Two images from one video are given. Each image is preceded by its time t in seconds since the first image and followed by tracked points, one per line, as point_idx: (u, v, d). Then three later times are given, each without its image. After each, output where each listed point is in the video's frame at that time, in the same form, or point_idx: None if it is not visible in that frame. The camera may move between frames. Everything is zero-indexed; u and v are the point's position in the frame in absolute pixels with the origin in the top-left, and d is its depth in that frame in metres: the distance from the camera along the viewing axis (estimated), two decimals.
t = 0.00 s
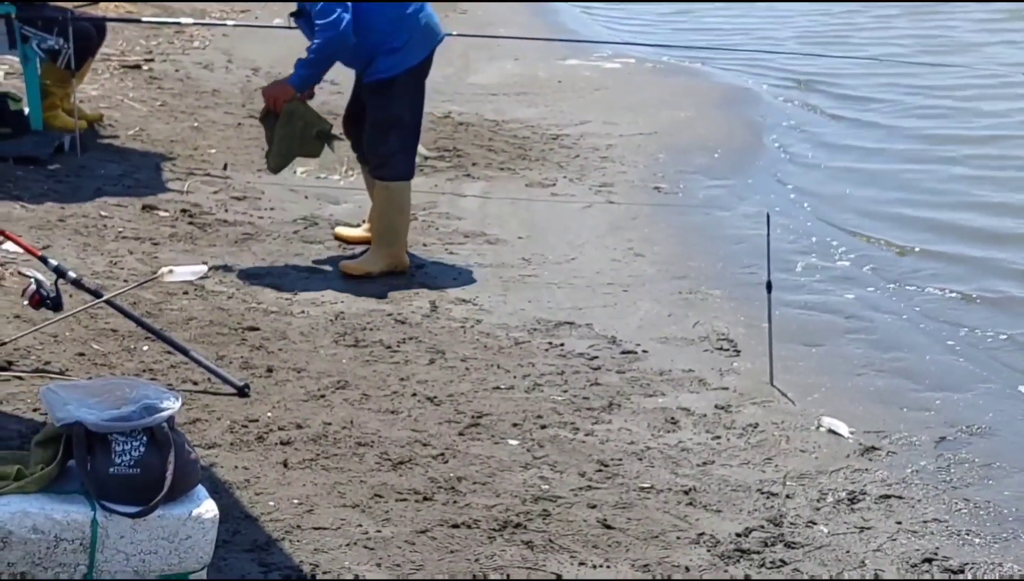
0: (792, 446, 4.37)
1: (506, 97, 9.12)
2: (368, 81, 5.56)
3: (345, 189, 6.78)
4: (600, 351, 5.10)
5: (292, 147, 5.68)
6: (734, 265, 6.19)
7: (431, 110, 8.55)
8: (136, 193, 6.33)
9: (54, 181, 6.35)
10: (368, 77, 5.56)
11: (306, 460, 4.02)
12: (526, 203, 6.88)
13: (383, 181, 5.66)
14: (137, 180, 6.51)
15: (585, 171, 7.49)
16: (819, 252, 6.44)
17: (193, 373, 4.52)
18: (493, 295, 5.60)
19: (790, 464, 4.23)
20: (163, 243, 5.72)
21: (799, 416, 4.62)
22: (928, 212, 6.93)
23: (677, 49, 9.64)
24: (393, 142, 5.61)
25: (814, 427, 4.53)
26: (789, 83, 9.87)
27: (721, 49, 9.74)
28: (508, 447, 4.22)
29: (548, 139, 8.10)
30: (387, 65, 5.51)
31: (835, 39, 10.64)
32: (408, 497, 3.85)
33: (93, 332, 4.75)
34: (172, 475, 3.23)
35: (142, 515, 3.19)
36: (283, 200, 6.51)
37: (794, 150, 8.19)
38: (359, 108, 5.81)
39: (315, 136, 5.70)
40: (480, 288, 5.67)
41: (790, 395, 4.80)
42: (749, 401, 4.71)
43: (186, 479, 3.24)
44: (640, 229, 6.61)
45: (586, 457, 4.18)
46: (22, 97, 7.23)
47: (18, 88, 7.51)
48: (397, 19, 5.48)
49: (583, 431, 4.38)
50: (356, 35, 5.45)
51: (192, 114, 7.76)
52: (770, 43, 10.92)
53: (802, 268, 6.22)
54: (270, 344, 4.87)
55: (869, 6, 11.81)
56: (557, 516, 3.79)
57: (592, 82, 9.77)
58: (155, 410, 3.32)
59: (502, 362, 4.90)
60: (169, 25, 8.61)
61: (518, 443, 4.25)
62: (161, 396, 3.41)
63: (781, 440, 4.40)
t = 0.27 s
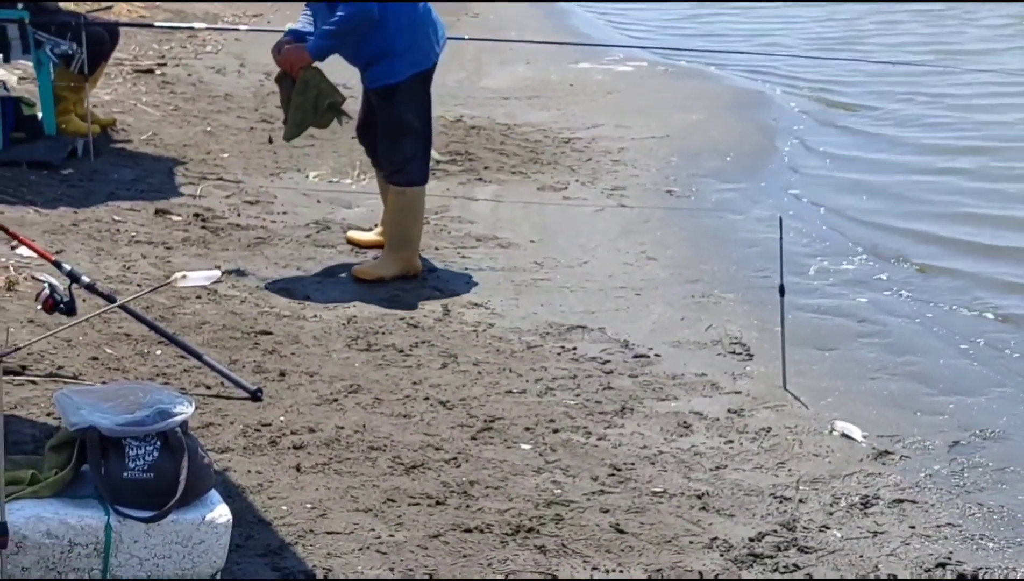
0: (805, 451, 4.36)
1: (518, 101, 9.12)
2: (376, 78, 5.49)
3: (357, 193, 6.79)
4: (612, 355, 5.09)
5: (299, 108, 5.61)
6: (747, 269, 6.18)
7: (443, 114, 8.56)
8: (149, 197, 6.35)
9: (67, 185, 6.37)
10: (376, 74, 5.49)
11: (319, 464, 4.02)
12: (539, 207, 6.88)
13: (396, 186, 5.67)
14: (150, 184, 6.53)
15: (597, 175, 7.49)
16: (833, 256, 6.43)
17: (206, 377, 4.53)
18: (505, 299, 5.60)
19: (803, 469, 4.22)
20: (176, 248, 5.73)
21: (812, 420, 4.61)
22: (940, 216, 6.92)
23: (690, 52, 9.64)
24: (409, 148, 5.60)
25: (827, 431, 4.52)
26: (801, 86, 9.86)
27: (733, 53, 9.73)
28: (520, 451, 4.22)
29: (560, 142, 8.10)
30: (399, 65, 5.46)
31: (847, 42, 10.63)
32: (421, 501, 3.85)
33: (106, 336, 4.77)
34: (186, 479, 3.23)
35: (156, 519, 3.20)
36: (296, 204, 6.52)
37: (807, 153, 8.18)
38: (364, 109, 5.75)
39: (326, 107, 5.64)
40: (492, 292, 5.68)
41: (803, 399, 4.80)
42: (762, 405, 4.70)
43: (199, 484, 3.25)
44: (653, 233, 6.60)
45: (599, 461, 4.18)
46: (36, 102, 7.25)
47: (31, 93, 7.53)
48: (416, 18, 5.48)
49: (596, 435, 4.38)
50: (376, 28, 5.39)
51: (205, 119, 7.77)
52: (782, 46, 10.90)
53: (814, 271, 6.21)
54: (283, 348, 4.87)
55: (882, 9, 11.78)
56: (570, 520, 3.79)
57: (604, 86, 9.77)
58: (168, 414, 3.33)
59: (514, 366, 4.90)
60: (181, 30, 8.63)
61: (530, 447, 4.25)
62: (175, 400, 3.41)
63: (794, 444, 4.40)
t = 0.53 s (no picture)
0: (814, 455, 4.35)
1: (525, 105, 9.12)
2: (378, 76, 5.46)
3: (365, 198, 6.80)
4: (620, 359, 5.09)
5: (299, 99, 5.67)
6: (755, 273, 6.18)
7: (451, 119, 8.56)
8: (157, 202, 6.36)
9: (76, 190, 6.39)
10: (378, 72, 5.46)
11: (327, 469, 4.03)
12: (546, 211, 6.88)
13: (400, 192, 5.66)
14: (159, 189, 6.54)
15: (605, 179, 7.49)
16: (841, 260, 6.42)
17: (214, 382, 4.53)
18: (513, 303, 5.61)
19: (812, 473, 4.22)
20: (184, 252, 5.74)
21: (820, 425, 4.61)
22: (949, 219, 6.91)
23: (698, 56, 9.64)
24: (412, 153, 5.59)
25: (835, 435, 4.52)
26: (810, 90, 9.85)
27: (741, 57, 9.72)
28: (528, 456, 4.22)
29: (568, 147, 8.10)
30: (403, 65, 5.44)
31: (855, 46, 10.62)
32: (429, 506, 3.85)
33: (115, 341, 4.78)
34: (194, 484, 3.25)
35: (164, 524, 3.20)
36: (304, 209, 6.53)
37: (815, 157, 8.18)
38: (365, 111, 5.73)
39: (326, 99, 5.63)
40: (500, 296, 5.68)
41: (811, 404, 4.79)
42: (770, 410, 4.70)
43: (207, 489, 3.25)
44: (661, 237, 6.60)
45: (607, 466, 4.17)
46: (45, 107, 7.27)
47: (41, 98, 7.55)
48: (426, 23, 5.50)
49: (604, 439, 4.38)
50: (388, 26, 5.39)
51: (213, 123, 7.79)
52: (790, 50, 10.89)
53: (823, 275, 6.20)
54: (292, 353, 4.88)
55: (890, 13, 11.77)
56: (578, 525, 3.79)
57: (612, 90, 9.77)
58: (177, 419, 3.33)
59: (522, 370, 4.90)
60: (190, 35, 8.65)
61: (538, 452, 4.25)
62: (183, 405, 3.42)
63: (803, 449, 4.39)
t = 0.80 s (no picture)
0: (828, 460, 4.34)
1: (539, 110, 9.13)
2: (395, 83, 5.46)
3: (379, 203, 6.80)
4: (635, 364, 5.09)
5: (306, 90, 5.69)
6: (770, 278, 6.17)
7: (465, 123, 8.57)
8: (172, 207, 6.38)
9: (91, 196, 6.41)
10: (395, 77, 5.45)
11: (341, 474, 4.03)
12: (560, 216, 6.88)
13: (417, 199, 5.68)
14: (174, 194, 6.56)
15: (619, 184, 7.49)
16: (856, 265, 6.40)
17: (229, 388, 4.54)
18: (527, 308, 5.61)
19: (826, 479, 4.21)
20: (199, 258, 5.76)
21: (835, 430, 4.59)
22: (965, 224, 6.88)
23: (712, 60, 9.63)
24: (429, 159, 5.62)
25: (850, 441, 4.51)
26: (824, 94, 9.83)
27: (755, 61, 9.71)
28: (542, 461, 4.22)
29: (581, 151, 8.10)
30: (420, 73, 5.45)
31: (870, 49, 10.60)
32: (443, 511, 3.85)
33: (130, 346, 4.79)
34: (208, 490, 3.24)
35: (179, 530, 3.21)
36: (318, 213, 6.54)
37: (829, 161, 8.16)
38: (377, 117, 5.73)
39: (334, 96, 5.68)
40: (514, 301, 5.68)
41: (826, 409, 4.78)
42: (784, 415, 4.69)
43: (222, 494, 3.26)
44: (675, 242, 6.60)
45: (621, 471, 4.17)
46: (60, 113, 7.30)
47: (56, 103, 7.58)
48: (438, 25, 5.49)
49: (618, 445, 4.37)
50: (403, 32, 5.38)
51: (228, 129, 7.81)
52: (804, 55, 10.88)
53: (837, 280, 6.19)
54: (306, 358, 4.89)
55: (905, 16, 11.75)
56: (592, 531, 3.79)
57: (626, 94, 9.77)
58: (191, 425, 3.34)
59: (536, 375, 4.90)
60: (205, 40, 8.67)
61: (553, 457, 4.25)
62: (198, 411, 3.43)
63: (817, 454, 4.38)
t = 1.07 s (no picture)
0: (839, 467, 4.34)
1: (550, 116, 9.13)
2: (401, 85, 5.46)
3: (389, 209, 6.81)
4: (645, 371, 5.08)
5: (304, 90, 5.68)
6: (780, 284, 6.16)
7: (475, 129, 8.58)
8: (184, 214, 6.39)
9: (103, 202, 6.43)
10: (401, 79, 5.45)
11: (352, 480, 4.04)
12: (571, 222, 6.88)
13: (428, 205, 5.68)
14: (185, 201, 6.57)
15: (629, 190, 7.49)
16: (867, 271, 6.39)
17: (240, 394, 4.55)
18: (538, 314, 5.61)
19: (837, 485, 4.20)
20: (210, 264, 5.77)
21: (846, 436, 4.59)
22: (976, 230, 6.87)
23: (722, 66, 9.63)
24: (440, 164, 5.62)
25: (861, 447, 4.50)
26: (835, 100, 9.83)
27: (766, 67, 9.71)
28: (553, 468, 4.22)
29: (592, 157, 8.11)
30: (427, 77, 5.44)
31: (881, 55, 10.59)
32: (454, 518, 3.85)
33: (141, 353, 4.80)
34: (219, 496, 3.25)
35: (190, 537, 3.22)
36: (329, 220, 6.55)
37: (840, 167, 8.15)
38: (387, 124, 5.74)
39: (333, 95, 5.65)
40: (524, 307, 5.68)
41: (837, 415, 4.77)
42: (795, 422, 4.68)
43: (233, 501, 3.26)
44: (686, 248, 6.59)
45: (631, 478, 4.17)
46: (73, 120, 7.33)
47: (68, 110, 7.61)
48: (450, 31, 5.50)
49: (629, 451, 4.37)
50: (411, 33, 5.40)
51: (239, 135, 7.83)
52: (815, 60, 10.87)
53: (848, 286, 6.18)
54: (317, 364, 4.90)
55: (916, 21, 11.73)
56: (602, 537, 3.79)
57: (636, 100, 9.78)
58: (202, 432, 3.34)
59: (546, 382, 4.90)
60: (216, 47, 8.70)
61: (563, 464, 4.25)
62: (209, 418, 3.43)
63: (828, 461, 4.37)
